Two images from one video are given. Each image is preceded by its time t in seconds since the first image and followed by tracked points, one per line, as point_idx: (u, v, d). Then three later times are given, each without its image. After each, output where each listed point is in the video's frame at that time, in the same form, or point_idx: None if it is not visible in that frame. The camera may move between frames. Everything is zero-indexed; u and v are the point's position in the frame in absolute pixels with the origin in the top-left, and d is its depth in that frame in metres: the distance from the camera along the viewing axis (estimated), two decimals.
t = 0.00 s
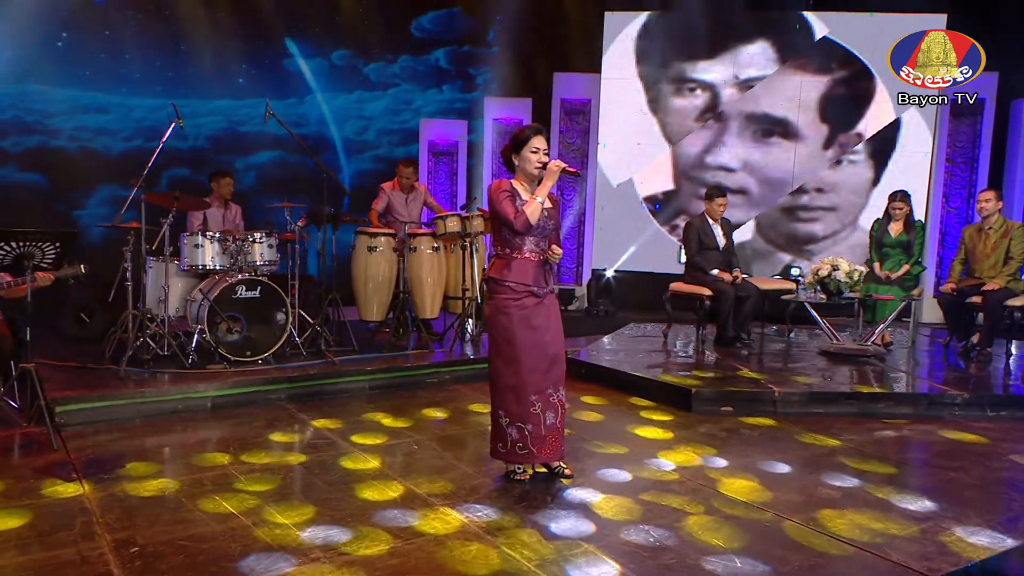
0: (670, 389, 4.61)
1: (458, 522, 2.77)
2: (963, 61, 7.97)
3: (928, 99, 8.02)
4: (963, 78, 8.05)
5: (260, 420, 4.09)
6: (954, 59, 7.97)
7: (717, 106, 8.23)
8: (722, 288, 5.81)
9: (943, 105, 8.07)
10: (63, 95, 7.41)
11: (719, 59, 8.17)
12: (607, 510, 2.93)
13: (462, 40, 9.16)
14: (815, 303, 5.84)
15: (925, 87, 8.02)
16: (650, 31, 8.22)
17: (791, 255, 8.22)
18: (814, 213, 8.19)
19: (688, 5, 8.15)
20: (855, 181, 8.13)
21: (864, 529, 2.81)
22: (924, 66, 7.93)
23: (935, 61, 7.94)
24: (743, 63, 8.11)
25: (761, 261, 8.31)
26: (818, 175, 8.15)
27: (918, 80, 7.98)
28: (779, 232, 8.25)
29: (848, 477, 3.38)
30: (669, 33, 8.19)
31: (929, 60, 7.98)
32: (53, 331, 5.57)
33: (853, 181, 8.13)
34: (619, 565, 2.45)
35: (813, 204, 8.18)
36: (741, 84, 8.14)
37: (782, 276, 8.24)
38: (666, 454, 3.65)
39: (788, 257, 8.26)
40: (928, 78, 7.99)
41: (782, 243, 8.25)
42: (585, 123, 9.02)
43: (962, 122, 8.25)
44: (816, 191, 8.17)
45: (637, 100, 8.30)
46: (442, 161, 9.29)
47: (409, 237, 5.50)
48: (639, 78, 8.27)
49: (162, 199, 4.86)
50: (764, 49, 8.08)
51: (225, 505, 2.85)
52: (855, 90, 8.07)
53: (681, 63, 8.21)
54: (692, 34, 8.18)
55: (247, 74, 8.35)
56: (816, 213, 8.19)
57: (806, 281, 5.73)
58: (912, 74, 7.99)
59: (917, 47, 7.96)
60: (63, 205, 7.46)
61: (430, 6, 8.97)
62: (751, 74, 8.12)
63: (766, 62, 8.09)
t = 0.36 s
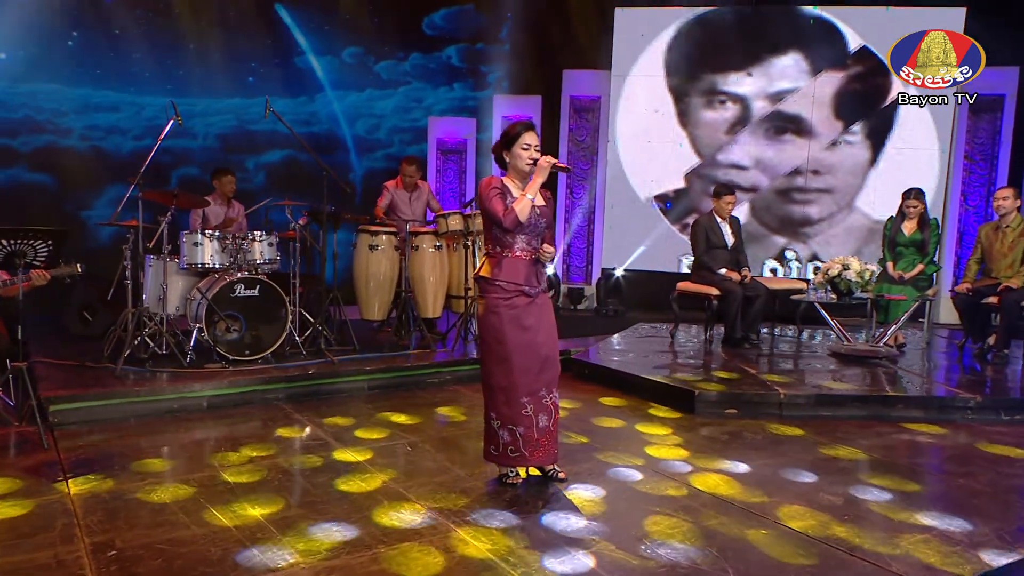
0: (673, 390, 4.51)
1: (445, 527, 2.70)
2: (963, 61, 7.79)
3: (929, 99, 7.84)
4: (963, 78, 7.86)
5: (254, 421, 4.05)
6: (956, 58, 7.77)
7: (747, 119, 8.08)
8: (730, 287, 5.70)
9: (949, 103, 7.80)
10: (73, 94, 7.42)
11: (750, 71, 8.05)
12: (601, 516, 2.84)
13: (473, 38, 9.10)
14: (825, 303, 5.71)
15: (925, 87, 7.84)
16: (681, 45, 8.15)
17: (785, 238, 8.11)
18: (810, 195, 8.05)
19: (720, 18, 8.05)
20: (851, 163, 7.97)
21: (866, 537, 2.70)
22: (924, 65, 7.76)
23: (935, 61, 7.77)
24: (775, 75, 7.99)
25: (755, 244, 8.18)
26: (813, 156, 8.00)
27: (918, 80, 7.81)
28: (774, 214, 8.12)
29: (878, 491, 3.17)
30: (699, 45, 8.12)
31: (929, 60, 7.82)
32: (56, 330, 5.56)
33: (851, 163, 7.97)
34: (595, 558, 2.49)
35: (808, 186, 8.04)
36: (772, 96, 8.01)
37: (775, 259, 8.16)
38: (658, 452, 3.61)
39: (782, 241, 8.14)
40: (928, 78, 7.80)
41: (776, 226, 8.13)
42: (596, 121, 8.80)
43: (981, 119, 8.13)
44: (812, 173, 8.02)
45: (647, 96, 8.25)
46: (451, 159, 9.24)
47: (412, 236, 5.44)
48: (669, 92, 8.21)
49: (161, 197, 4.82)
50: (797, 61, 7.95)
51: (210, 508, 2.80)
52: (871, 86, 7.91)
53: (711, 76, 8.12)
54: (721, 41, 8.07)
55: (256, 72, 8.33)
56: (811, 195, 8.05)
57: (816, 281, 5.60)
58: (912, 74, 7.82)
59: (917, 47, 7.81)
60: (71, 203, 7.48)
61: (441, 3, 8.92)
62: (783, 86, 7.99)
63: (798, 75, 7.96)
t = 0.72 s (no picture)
0: (677, 392, 4.41)
1: (431, 531, 2.64)
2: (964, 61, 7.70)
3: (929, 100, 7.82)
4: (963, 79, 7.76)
5: (249, 421, 4.00)
6: (955, 58, 7.72)
7: (780, 132, 8.07)
8: (738, 287, 5.58)
9: (949, 103, 7.79)
10: (83, 93, 7.44)
11: (783, 84, 8.04)
12: (592, 522, 2.76)
13: (483, 36, 9.03)
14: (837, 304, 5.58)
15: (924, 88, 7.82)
16: (713, 58, 8.13)
17: (781, 221, 8.12)
18: (806, 176, 8.07)
19: (755, 31, 8.01)
20: (848, 144, 7.98)
21: (866, 546, 2.60)
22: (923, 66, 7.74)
23: (935, 61, 7.75)
24: (809, 87, 7.97)
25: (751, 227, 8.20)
26: (811, 137, 8.02)
27: (918, 80, 7.77)
28: (770, 197, 8.14)
29: (906, 507, 2.97)
30: (730, 57, 8.09)
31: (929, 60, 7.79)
32: (59, 329, 5.57)
33: (847, 144, 7.98)
34: (575, 549, 2.53)
35: (804, 167, 8.05)
36: (806, 109, 8.00)
37: (771, 242, 8.17)
38: (682, 477, 3.25)
39: (778, 223, 8.15)
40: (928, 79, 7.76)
41: (771, 208, 8.15)
42: (606, 118, 8.67)
43: (1002, 115, 7.94)
44: (808, 154, 8.04)
45: (658, 94, 8.26)
46: (461, 157, 9.13)
47: (414, 233, 5.39)
48: (698, 104, 8.19)
49: (161, 194, 4.80)
50: (832, 73, 7.94)
51: (194, 509, 2.75)
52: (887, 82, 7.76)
53: (744, 88, 8.10)
54: (754, 54, 8.05)
55: (267, 70, 8.32)
56: (807, 176, 8.06)
57: (827, 281, 5.48)
58: (912, 73, 7.80)
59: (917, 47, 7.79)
60: (83, 203, 7.48)
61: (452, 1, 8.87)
62: (817, 98, 7.97)
63: (833, 88, 7.95)
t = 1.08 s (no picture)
0: (683, 394, 4.31)
1: (417, 536, 2.58)
2: (964, 61, 7.60)
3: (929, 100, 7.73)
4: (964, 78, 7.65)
5: (248, 421, 3.97)
6: (955, 58, 7.63)
7: (803, 133, 7.95)
8: (750, 287, 5.47)
9: (949, 103, 7.71)
10: (98, 92, 7.43)
11: (807, 84, 7.90)
12: (588, 529, 2.68)
13: (496, 34, 8.96)
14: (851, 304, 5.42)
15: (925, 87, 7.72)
16: (734, 58, 7.99)
17: (793, 215, 8.07)
18: (819, 170, 7.98)
19: (775, 30, 7.88)
20: (862, 137, 7.87)
21: (868, 556, 2.49)
22: (923, 66, 7.66)
23: (934, 61, 7.67)
24: (833, 88, 7.84)
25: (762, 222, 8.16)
26: (823, 130, 7.92)
27: (918, 80, 7.70)
28: (782, 191, 8.07)
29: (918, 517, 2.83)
30: (752, 57, 7.96)
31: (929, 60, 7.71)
32: (66, 326, 5.61)
33: (861, 137, 7.87)
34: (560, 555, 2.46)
35: (817, 160, 7.97)
36: (830, 110, 7.88)
37: (782, 236, 8.13)
38: (666, 467, 3.34)
39: (790, 218, 8.10)
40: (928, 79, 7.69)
41: (784, 203, 8.09)
42: (620, 115, 8.60)
43: None
44: (821, 146, 7.95)
45: (674, 91, 8.15)
46: (472, 156, 8.94)
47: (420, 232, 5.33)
48: (719, 105, 8.08)
49: (165, 193, 4.78)
50: (857, 73, 7.80)
51: (182, 510, 2.73)
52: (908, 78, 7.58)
53: (766, 89, 7.98)
54: (776, 54, 7.92)
55: (280, 70, 8.28)
56: (820, 170, 7.98)
57: (840, 281, 5.35)
58: (912, 74, 7.72)
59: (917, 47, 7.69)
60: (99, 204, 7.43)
61: None
62: (842, 99, 7.85)
63: (857, 88, 7.82)
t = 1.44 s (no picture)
0: (692, 397, 4.22)
1: (407, 539, 2.54)
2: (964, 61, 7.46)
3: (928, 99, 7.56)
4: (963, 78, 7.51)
5: (252, 420, 3.95)
6: (955, 58, 7.48)
7: (826, 130, 7.78)
8: (765, 286, 5.35)
9: (950, 103, 7.54)
10: (118, 92, 7.24)
11: (829, 80, 7.73)
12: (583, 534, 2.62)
13: (513, 32, 8.88)
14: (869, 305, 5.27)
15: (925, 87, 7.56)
16: (754, 54, 7.86)
17: (814, 214, 7.91)
18: (842, 167, 7.81)
19: (798, 26, 7.71)
20: (886, 133, 7.69)
21: (873, 568, 2.40)
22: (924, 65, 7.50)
23: (935, 61, 7.50)
24: (856, 83, 7.65)
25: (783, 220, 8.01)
26: (846, 127, 7.75)
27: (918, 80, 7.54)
28: (803, 189, 7.92)
29: (924, 524, 2.74)
30: (773, 53, 7.81)
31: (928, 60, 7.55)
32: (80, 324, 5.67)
33: (885, 133, 7.69)
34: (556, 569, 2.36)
35: (839, 157, 7.80)
36: (853, 106, 7.69)
37: (803, 235, 7.98)
38: (661, 465, 3.35)
39: (812, 216, 7.94)
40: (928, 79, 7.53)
41: (805, 201, 7.93)
42: (637, 112, 8.41)
43: None
44: (843, 143, 7.78)
45: (693, 88, 8.03)
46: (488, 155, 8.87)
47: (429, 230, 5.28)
48: (739, 101, 7.95)
49: (173, 191, 4.78)
50: (881, 68, 7.60)
51: (173, 511, 2.70)
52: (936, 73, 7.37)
53: (787, 85, 7.82)
54: (799, 49, 7.75)
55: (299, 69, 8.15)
56: (842, 167, 7.81)
57: (858, 281, 5.20)
58: (911, 74, 7.55)
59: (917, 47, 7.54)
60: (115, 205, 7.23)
61: None
62: (865, 95, 7.66)
63: (882, 84, 7.62)
